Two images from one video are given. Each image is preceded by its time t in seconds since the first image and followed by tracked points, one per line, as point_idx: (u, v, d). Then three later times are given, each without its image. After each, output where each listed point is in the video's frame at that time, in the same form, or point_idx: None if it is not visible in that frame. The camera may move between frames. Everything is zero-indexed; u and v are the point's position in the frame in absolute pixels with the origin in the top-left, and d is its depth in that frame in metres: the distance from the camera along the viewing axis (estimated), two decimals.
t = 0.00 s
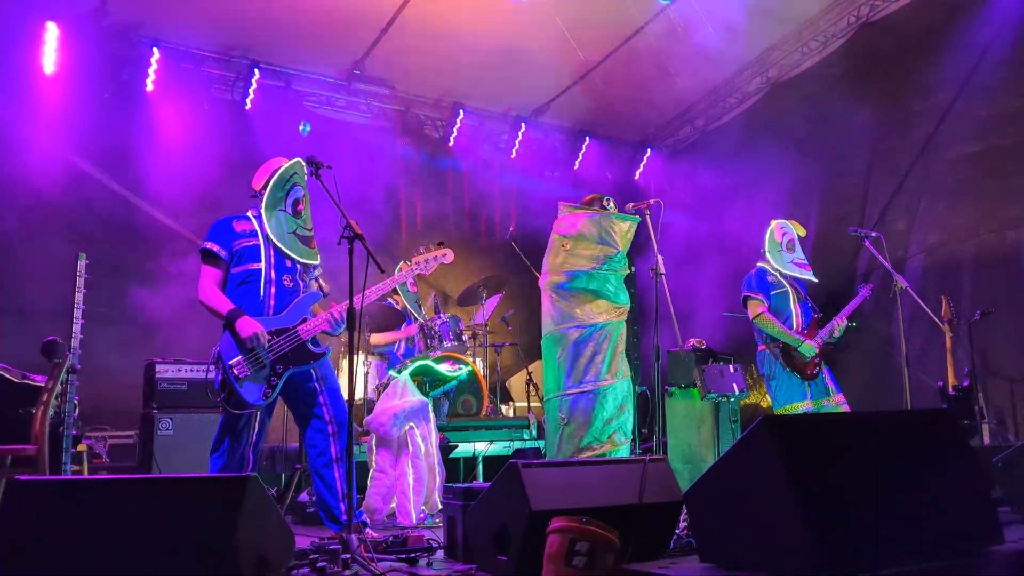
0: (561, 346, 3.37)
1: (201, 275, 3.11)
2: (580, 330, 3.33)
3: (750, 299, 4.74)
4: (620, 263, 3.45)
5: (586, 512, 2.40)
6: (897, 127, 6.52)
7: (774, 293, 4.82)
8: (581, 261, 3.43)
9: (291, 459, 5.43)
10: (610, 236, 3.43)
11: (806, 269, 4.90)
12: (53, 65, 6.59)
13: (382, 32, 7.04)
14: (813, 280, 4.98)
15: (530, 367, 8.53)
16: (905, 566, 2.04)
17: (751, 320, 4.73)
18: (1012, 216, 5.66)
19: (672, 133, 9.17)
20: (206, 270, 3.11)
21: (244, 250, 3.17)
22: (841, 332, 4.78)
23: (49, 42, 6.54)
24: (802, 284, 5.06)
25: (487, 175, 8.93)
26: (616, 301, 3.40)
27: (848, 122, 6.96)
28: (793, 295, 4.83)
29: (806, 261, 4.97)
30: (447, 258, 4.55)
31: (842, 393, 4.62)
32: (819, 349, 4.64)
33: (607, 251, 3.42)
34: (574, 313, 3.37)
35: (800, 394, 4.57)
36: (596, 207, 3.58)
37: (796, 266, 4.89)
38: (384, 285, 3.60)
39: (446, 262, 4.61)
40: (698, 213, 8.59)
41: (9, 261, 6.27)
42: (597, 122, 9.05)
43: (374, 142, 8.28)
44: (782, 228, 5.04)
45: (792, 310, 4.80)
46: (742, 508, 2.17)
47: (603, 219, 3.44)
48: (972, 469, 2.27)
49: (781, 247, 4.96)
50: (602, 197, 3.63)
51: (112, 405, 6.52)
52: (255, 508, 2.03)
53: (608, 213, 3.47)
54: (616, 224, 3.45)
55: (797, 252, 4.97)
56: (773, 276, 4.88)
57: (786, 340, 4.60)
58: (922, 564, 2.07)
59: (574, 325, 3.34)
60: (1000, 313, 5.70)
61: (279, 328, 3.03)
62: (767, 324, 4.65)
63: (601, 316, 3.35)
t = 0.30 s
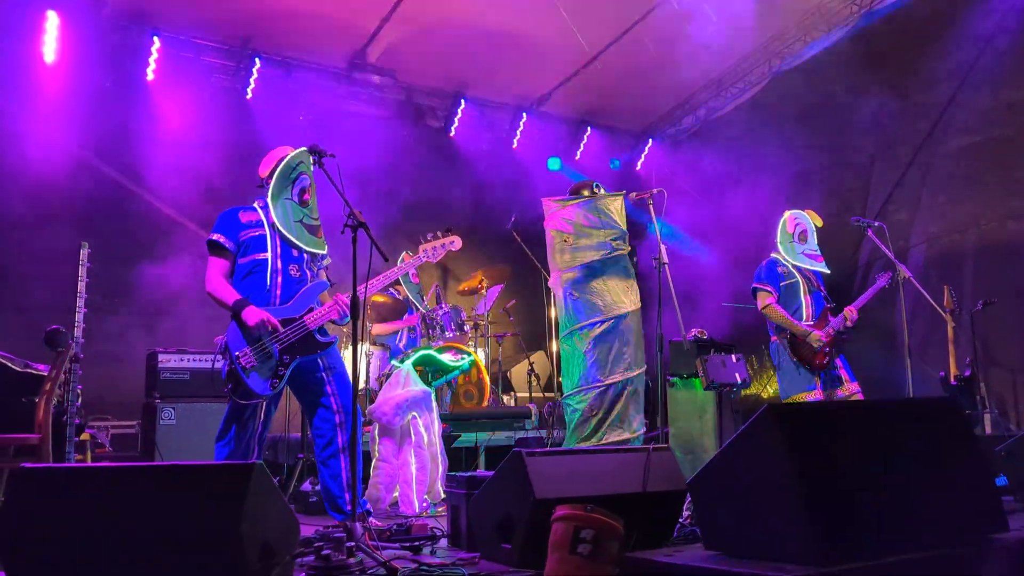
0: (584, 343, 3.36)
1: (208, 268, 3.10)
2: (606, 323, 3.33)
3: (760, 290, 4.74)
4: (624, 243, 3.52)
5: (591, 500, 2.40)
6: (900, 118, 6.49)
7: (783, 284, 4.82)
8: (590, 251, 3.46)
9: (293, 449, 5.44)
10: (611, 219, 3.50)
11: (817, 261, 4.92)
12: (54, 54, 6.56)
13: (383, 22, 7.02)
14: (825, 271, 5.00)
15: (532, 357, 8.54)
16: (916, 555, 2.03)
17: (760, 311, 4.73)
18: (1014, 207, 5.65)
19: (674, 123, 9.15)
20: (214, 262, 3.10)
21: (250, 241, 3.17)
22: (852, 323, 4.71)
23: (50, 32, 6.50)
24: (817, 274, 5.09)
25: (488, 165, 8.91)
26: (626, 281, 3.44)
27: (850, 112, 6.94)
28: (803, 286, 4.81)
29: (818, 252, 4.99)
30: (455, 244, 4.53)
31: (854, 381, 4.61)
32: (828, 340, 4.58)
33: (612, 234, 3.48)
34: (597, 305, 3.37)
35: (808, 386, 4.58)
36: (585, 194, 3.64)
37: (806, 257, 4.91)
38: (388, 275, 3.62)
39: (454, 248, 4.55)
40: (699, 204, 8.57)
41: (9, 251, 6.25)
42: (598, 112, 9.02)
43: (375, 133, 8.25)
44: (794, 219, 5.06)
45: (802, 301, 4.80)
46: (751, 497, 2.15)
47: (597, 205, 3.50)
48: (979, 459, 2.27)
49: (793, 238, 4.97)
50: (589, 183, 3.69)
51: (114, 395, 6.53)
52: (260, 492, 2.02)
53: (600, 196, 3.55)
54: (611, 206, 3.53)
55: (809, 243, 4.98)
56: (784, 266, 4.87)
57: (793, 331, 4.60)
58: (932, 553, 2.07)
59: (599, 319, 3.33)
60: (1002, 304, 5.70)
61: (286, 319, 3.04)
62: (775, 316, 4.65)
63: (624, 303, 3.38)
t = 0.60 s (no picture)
0: (569, 341, 3.38)
1: (212, 258, 3.11)
2: (586, 319, 3.33)
3: (763, 283, 4.80)
4: (604, 239, 3.50)
5: (591, 489, 2.40)
6: (900, 109, 6.48)
7: (787, 275, 4.85)
8: (566, 251, 3.49)
9: (293, 440, 5.44)
10: (586, 217, 3.50)
11: (824, 253, 4.88)
12: (51, 44, 6.54)
13: (382, 12, 6.98)
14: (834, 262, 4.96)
15: (532, 348, 8.56)
16: (919, 543, 2.06)
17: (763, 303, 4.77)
18: (1014, 198, 5.65)
19: (673, 115, 9.13)
20: (215, 253, 3.10)
21: (252, 232, 3.16)
22: (858, 314, 4.66)
23: (47, 21, 6.46)
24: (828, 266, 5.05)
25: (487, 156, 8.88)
26: (615, 276, 3.44)
27: (850, 102, 6.91)
28: (808, 278, 4.82)
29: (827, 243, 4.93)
30: (455, 234, 4.51)
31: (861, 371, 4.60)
32: (831, 330, 4.58)
33: (587, 233, 3.49)
34: (576, 303, 3.38)
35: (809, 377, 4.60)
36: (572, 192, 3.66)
37: (814, 249, 4.87)
38: (388, 265, 3.62)
39: (456, 238, 4.55)
40: (699, 195, 8.56)
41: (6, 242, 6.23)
42: (597, 103, 9.00)
43: (373, 123, 8.22)
44: (803, 210, 5.00)
45: (806, 294, 4.80)
46: (751, 488, 2.16)
47: (573, 205, 3.53)
48: (981, 448, 2.27)
49: (800, 230, 4.93)
50: (580, 179, 3.71)
51: (113, 386, 6.53)
52: (261, 477, 2.02)
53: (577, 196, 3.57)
54: (587, 204, 3.54)
55: (819, 235, 4.91)
56: (791, 258, 4.90)
57: (794, 324, 4.63)
58: (936, 540, 2.10)
59: (578, 316, 3.34)
60: (1001, 294, 5.71)
61: (288, 310, 3.02)
62: (778, 308, 4.68)
63: (607, 298, 3.36)
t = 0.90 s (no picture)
0: (546, 318, 3.41)
1: (213, 246, 3.11)
2: (559, 297, 3.34)
3: (760, 272, 4.82)
4: (592, 222, 3.44)
5: (592, 476, 2.41)
6: (899, 99, 6.46)
7: (783, 264, 4.84)
8: (552, 229, 3.48)
9: (293, 429, 5.45)
10: (576, 198, 3.47)
11: (822, 243, 4.88)
12: (49, 32, 6.52)
13: None
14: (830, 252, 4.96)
15: (532, 338, 8.57)
16: (917, 529, 2.07)
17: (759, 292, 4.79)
18: (1014, 187, 5.64)
19: (673, 103, 9.10)
20: (217, 241, 3.10)
21: (252, 220, 3.15)
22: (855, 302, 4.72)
23: (45, 9, 6.45)
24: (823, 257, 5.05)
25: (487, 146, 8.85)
26: (602, 263, 3.38)
27: (850, 91, 6.88)
28: (805, 266, 4.79)
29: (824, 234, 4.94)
30: (456, 221, 4.48)
31: (856, 359, 4.64)
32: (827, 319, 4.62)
33: (575, 214, 3.44)
34: (550, 281, 3.39)
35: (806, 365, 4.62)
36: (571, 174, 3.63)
37: (811, 239, 4.87)
38: (389, 253, 3.61)
39: (456, 225, 4.52)
40: (699, 185, 8.54)
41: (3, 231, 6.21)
42: (597, 91, 8.96)
43: (372, 112, 8.18)
44: (800, 199, 4.99)
45: (803, 282, 4.78)
46: (751, 474, 2.17)
47: (566, 184, 3.51)
48: (980, 434, 2.28)
49: (799, 219, 4.93)
50: (582, 164, 3.65)
51: (114, 375, 6.54)
52: (262, 464, 2.01)
53: (573, 176, 3.54)
54: (581, 185, 3.50)
55: (816, 226, 4.92)
56: (787, 246, 4.87)
57: (791, 311, 4.63)
58: (935, 527, 2.11)
59: (552, 293, 3.36)
60: (1001, 283, 5.71)
61: (289, 298, 3.02)
62: (774, 296, 4.70)
63: (582, 281, 3.32)
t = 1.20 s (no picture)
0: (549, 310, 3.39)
1: (214, 237, 3.11)
2: (566, 290, 3.31)
3: (752, 260, 4.73)
4: (605, 224, 3.42)
5: (592, 464, 2.41)
6: (900, 88, 6.43)
7: (776, 252, 4.82)
8: (565, 224, 3.42)
9: (295, 420, 5.47)
10: (593, 197, 3.41)
11: (811, 232, 4.92)
12: (48, 26, 6.52)
13: None
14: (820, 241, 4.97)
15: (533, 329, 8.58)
16: (917, 516, 2.07)
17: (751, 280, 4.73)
18: (1014, 176, 5.63)
19: (673, 93, 9.07)
20: (218, 232, 3.10)
21: (253, 211, 3.15)
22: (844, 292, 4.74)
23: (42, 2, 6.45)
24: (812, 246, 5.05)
25: (487, 137, 8.82)
26: (606, 262, 3.38)
27: (851, 80, 6.86)
28: (797, 255, 4.82)
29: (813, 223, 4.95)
30: (457, 211, 4.48)
31: (845, 350, 4.67)
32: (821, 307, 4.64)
33: (590, 212, 3.39)
34: (556, 275, 3.37)
35: (801, 353, 4.65)
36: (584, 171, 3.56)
37: (800, 228, 4.90)
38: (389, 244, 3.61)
39: (457, 215, 4.52)
40: (699, 175, 8.52)
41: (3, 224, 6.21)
42: (597, 82, 8.94)
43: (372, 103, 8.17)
44: (790, 188, 4.99)
45: (795, 270, 4.79)
46: (751, 462, 2.18)
47: (585, 181, 3.43)
48: (982, 421, 2.28)
49: (789, 208, 4.95)
50: (594, 162, 3.62)
51: (116, 367, 6.55)
52: (263, 455, 2.01)
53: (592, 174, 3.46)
54: (599, 184, 3.44)
55: (805, 215, 4.95)
56: (778, 235, 4.87)
57: (786, 300, 4.63)
58: (937, 514, 2.11)
59: (559, 285, 3.33)
60: (1001, 272, 5.71)
61: (291, 289, 3.01)
62: (768, 285, 4.65)
63: (585, 277, 3.32)
